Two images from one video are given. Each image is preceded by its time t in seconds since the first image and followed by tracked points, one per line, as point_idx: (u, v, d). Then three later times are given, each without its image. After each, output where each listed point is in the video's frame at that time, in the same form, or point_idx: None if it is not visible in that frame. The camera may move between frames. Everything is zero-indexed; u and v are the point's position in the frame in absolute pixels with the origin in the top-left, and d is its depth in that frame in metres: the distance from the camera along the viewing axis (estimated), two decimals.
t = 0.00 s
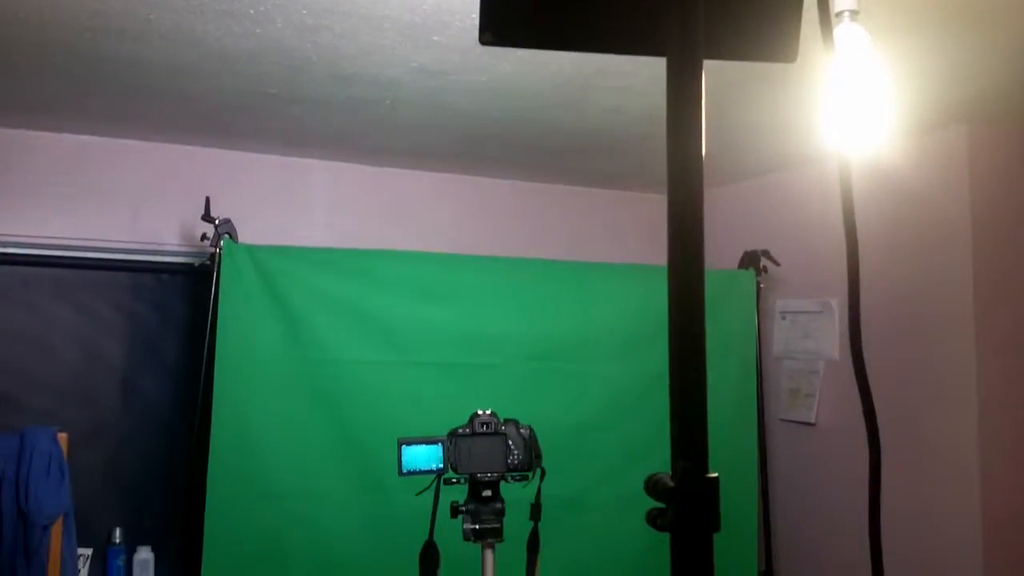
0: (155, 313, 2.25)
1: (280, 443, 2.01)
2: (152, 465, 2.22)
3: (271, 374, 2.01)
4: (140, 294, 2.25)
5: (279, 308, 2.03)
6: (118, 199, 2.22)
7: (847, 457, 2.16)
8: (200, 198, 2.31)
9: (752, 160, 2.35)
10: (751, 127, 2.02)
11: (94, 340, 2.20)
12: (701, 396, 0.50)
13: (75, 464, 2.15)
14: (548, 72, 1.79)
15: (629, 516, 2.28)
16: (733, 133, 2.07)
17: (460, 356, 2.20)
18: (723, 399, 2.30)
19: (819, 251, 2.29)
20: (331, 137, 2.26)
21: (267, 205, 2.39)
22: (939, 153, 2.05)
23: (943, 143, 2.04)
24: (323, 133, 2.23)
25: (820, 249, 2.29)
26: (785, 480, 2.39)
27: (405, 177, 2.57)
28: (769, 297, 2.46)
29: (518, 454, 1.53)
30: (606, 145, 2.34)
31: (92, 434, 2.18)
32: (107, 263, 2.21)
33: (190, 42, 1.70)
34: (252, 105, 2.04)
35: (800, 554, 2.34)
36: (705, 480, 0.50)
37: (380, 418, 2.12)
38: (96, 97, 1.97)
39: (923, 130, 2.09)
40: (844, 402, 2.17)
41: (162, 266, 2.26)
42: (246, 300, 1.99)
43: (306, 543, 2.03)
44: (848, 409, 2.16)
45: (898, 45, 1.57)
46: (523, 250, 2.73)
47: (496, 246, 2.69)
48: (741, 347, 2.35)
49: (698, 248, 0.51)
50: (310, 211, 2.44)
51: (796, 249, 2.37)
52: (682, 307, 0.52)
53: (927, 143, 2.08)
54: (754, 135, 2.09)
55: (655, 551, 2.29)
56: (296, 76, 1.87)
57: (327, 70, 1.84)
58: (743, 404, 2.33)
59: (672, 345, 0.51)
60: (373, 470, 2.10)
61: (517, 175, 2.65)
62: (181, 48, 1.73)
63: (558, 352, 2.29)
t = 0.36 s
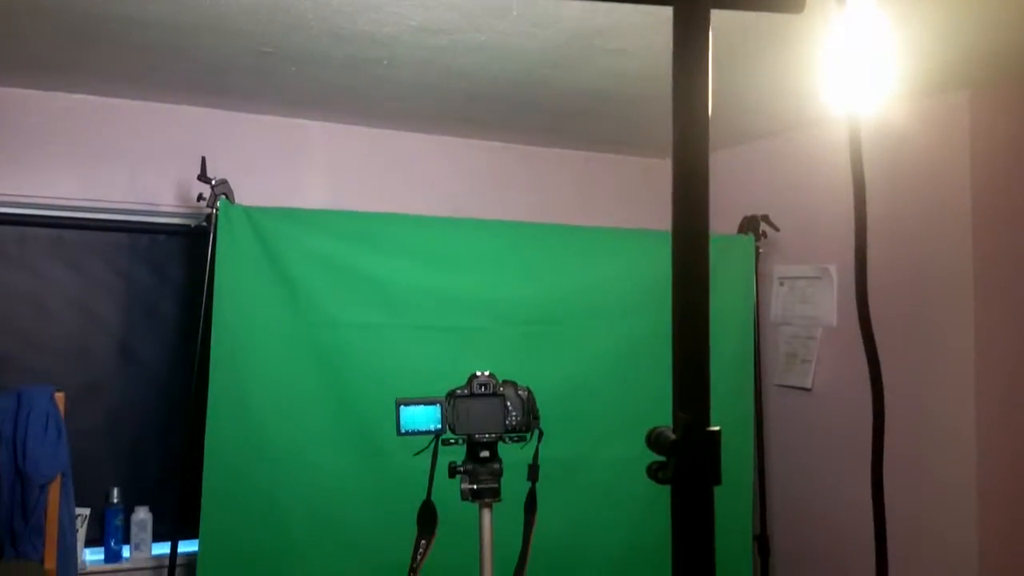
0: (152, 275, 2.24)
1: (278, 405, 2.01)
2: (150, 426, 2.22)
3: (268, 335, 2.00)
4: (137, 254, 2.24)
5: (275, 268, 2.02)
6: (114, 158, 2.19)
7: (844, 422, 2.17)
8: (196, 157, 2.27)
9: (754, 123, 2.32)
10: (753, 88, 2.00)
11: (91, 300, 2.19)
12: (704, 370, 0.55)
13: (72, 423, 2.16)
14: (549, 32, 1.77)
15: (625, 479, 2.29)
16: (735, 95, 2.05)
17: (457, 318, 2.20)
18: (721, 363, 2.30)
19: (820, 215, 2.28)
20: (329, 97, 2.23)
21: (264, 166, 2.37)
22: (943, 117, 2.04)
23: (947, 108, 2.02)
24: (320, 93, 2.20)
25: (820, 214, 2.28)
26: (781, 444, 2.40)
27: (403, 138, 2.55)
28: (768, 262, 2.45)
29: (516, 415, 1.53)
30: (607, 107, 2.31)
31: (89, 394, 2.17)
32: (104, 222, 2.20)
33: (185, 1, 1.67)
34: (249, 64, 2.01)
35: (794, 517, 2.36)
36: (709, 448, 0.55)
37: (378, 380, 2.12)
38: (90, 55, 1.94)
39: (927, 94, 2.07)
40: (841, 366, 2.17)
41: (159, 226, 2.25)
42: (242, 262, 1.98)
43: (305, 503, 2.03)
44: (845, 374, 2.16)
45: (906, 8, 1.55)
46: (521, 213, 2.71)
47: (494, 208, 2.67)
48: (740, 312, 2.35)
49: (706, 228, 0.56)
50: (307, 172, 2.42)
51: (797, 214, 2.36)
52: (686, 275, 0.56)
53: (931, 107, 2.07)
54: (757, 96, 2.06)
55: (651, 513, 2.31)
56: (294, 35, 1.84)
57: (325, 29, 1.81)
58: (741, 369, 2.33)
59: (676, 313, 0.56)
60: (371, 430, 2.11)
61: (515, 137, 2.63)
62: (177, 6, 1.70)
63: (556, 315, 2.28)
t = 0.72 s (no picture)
0: (145, 232, 2.22)
1: (273, 364, 2.01)
2: (145, 384, 2.21)
3: (263, 294, 2.00)
4: (130, 212, 2.22)
5: (268, 227, 2.00)
6: (106, 115, 2.16)
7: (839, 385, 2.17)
8: (189, 114, 2.24)
9: (753, 85, 2.30)
10: (753, 50, 1.97)
11: (84, 257, 2.17)
12: (704, 316, 0.68)
13: (67, 381, 2.15)
14: None
15: (620, 440, 2.28)
16: (735, 57, 2.02)
17: (453, 278, 2.19)
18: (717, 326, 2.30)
19: (818, 178, 2.26)
20: (323, 54, 2.20)
21: (258, 124, 2.34)
22: (943, 80, 2.01)
23: (948, 71, 2.00)
24: (314, 50, 2.17)
25: (818, 177, 2.26)
26: (775, 406, 2.41)
27: (397, 96, 2.52)
28: (765, 224, 2.44)
29: (512, 373, 1.53)
30: (605, 67, 2.28)
31: (84, 352, 2.17)
32: (97, 179, 2.18)
33: None
34: (241, 22, 1.97)
35: (787, 478, 2.37)
36: (708, 380, 0.68)
37: (373, 340, 2.11)
38: (79, 14, 1.90)
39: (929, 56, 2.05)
40: (837, 329, 2.17)
41: (152, 183, 2.23)
42: (235, 220, 1.97)
43: (302, 462, 2.04)
44: (842, 336, 2.16)
45: None
46: (517, 174, 2.69)
47: (490, 169, 2.65)
48: (738, 275, 2.32)
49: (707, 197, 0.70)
50: (301, 130, 2.39)
51: (795, 177, 2.34)
52: (688, 234, 0.70)
53: (932, 70, 2.04)
54: (757, 58, 2.03)
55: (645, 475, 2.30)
56: None
57: None
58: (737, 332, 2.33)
59: (679, 267, 0.70)
60: (367, 390, 2.10)
61: (512, 97, 2.60)
62: None
63: (553, 276, 2.26)
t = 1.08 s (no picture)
0: (142, 190, 2.21)
1: (270, 321, 2.00)
2: (142, 342, 2.21)
3: (260, 251, 1.99)
4: (126, 169, 2.20)
5: (265, 183, 1.99)
6: (100, 69, 2.13)
7: (837, 347, 2.18)
8: (185, 69, 2.21)
9: (756, 44, 2.27)
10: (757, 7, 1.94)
11: (80, 214, 2.16)
12: (711, 272, 0.68)
13: (64, 338, 2.14)
14: None
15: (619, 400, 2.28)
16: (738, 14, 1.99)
17: (451, 237, 2.17)
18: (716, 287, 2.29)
19: (820, 139, 2.24)
20: (320, 9, 2.17)
21: (254, 80, 2.31)
22: (949, 40, 1.99)
23: (953, 30, 1.98)
24: (311, 5, 2.14)
25: (820, 138, 2.24)
26: (774, 368, 2.41)
27: (396, 53, 2.49)
28: (765, 186, 2.43)
29: (512, 331, 1.52)
30: (606, 24, 2.25)
31: (81, 308, 2.16)
32: (93, 135, 2.15)
33: None
34: None
35: (784, 440, 2.38)
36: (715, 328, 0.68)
37: (370, 299, 2.10)
38: None
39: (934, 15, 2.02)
40: (836, 292, 2.17)
41: (148, 139, 2.20)
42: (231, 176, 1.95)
43: (300, 420, 2.04)
44: (841, 298, 2.16)
45: None
46: (516, 134, 2.67)
47: (488, 128, 2.63)
48: (739, 236, 2.31)
49: (715, 138, 0.69)
50: (298, 87, 2.37)
51: (797, 138, 2.33)
52: (694, 176, 0.70)
53: (937, 29, 2.02)
54: (761, 15, 2.01)
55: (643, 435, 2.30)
56: None
57: None
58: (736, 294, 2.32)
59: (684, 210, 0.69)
60: (365, 349, 2.10)
61: (511, 55, 2.57)
62: None
63: (551, 236, 2.25)
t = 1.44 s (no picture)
0: (133, 151, 2.18)
1: (264, 285, 2.00)
2: (135, 305, 2.19)
3: (253, 213, 1.98)
4: (117, 130, 2.17)
5: (258, 146, 1.97)
6: (89, 29, 2.08)
7: (831, 313, 2.18)
8: (176, 29, 2.18)
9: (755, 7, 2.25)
10: None
11: (71, 176, 2.13)
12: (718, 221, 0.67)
13: (56, 301, 2.13)
14: None
15: (613, 366, 2.28)
16: None
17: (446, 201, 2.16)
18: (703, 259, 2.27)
19: (818, 104, 2.23)
20: None
21: (246, 40, 2.28)
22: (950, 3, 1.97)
23: None
24: None
25: (818, 102, 2.23)
26: (768, 333, 2.41)
27: (390, 15, 2.46)
28: (760, 150, 2.42)
29: (507, 294, 1.51)
30: None
31: (73, 271, 2.14)
32: (82, 96, 2.12)
33: None
34: None
35: (777, 406, 2.39)
36: (720, 282, 0.67)
37: (364, 263, 2.09)
38: None
39: None
40: (830, 258, 2.17)
41: (139, 100, 2.17)
42: (223, 137, 1.93)
43: (294, 384, 2.04)
44: (836, 262, 2.15)
45: None
46: (512, 97, 2.64)
47: (484, 92, 2.60)
48: (735, 202, 2.30)
49: (721, 89, 0.68)
50: (291, 48, 2.34)
51: (795, 102, 2.31)
52: (703, 134, 0.68)
53: None
54: None
55: (636, 401, 2.30)
56: None
57: None
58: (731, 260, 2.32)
59: (692, 171, 0.68)
60: (359, 314, 2.09)
61: (507, 17, 2.54)
62: None
63: (547, 200, 2.23)
